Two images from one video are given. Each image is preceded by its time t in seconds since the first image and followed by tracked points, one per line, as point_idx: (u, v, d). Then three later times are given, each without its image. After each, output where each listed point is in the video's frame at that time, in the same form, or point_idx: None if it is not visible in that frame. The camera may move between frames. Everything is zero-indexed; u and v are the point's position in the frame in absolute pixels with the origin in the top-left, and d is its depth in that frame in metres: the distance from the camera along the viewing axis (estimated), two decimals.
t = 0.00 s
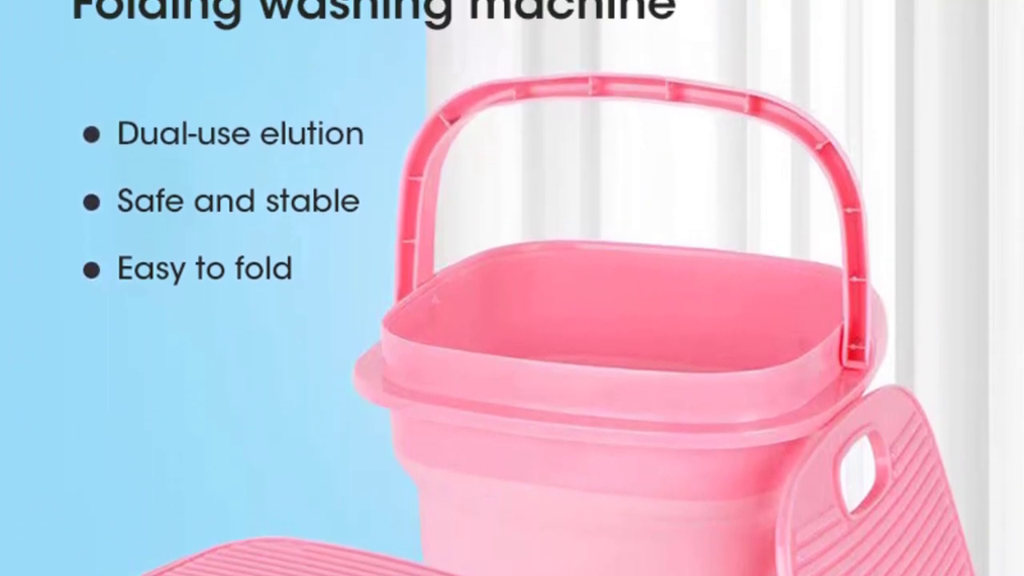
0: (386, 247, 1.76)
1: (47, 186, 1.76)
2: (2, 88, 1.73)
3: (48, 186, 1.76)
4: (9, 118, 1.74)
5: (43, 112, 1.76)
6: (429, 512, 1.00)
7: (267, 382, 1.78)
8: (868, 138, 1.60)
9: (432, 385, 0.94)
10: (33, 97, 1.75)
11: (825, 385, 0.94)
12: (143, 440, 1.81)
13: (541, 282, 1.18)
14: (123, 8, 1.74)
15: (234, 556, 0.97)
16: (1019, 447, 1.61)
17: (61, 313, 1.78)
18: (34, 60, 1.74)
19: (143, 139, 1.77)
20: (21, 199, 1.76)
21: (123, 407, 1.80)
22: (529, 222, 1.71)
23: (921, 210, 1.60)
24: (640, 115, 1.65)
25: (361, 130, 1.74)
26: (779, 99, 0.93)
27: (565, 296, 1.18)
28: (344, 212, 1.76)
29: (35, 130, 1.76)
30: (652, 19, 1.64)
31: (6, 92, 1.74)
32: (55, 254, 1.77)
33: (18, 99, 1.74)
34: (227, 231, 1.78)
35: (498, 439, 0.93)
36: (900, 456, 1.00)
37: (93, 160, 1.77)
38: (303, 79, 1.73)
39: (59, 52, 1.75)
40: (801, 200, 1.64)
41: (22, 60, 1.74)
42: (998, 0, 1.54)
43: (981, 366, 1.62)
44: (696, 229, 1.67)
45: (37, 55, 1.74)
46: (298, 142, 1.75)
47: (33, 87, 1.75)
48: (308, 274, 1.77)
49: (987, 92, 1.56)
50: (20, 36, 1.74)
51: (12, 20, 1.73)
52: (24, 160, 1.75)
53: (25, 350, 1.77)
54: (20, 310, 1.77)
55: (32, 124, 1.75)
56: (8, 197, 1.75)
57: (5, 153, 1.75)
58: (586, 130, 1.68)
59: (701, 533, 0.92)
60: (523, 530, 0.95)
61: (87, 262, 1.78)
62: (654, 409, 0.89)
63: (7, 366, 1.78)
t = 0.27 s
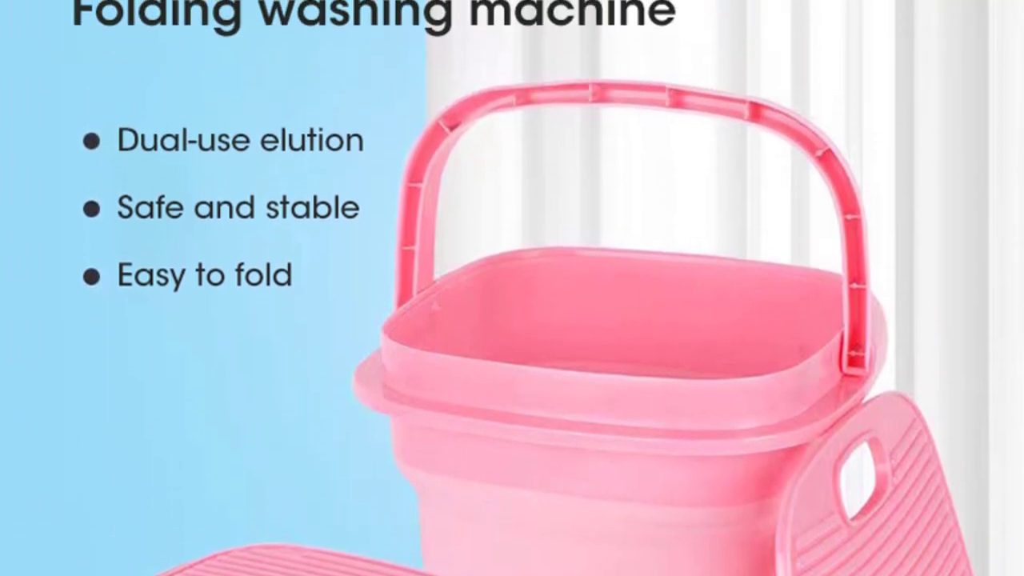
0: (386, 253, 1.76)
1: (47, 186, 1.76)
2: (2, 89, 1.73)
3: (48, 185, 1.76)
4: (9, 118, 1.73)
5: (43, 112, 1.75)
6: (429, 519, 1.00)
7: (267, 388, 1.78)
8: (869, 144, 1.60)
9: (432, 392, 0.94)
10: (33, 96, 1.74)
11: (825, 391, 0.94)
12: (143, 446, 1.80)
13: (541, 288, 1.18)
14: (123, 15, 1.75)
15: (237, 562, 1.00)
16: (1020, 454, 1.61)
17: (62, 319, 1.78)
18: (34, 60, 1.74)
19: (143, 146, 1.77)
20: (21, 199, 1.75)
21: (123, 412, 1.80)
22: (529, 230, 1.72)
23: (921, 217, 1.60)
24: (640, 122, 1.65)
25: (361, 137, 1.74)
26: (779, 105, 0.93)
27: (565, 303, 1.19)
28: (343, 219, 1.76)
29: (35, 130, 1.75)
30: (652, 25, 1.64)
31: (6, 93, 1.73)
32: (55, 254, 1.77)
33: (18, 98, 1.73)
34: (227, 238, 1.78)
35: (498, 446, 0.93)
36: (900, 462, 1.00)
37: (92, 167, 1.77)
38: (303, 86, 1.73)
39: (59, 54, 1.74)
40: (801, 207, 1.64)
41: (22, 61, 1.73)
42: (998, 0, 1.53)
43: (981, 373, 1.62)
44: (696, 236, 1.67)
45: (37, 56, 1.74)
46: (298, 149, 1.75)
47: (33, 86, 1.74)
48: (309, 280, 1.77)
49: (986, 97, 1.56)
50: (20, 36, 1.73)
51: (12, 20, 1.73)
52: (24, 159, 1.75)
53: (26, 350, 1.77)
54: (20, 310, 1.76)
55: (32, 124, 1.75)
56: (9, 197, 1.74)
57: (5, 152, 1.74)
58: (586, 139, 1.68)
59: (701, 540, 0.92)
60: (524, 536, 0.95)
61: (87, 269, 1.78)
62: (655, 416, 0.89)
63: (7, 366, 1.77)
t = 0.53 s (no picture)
0: (386, 258, 1.76)
1: (47, 186, 1.76)
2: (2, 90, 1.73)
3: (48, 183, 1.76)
4: (9, 115, 1.74)
5: (43, 112, 1.75)
6: (429, 524, 1.00)
7: (267, 393, 1.78)
8: (869, 148, 1.60)
9: (433, 397, 0.94)
10: (34, 96, 1.75)
11: (825, 396, 0.94)
12: (143, 449, 1.81)
13: (541, 293, 1.18)
14: (123, 19, 1.74)
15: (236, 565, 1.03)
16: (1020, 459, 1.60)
17: (61, 323, 1.78)
18: (34, 61, 1.74)
19: (143, 150, 1.77)
20: (21, 199, 1.76)
21: (123, 414, 1.80)
22: (529, 234, 1.72)
23: (921, 222, 1.60)
24: (640, 126, 1.65)
25: (361, 142, 1.74)
26: (779, 110, 0.93)
27: (565, 308, 1.19)
28: (344, 224, 1.76)
29: (35, 130, 1.75)
30: (652, 30, 1.64)
31: (6, 94, 1.74)
32: (55, 257, 1.78)
33: (18, 99, 1.74)
34: (227, 242, 1.77)
35: (499, 451, 0.93)
36: (900, 467, 1.01)
37: (92, 171, 1.77)
38: (303, 91, 1.73)
39: (59, 57, 1.75)
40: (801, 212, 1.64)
41: (22, 62, 1.74)
42: None
43: (982, 377, 1.62)
44: (696, 239, 1.67)
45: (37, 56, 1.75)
46: (298, 154, 1.75)
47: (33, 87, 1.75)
48: (308, 284, 1.78)
49: (986, 101, 1.56)
50: (20, 36, 1.74)
51: (12, 20, 1.73)
52: (23, 158, 1.75)
53: (25, 350, 1.78)
54: (20, 311, 1.77)
55: (32, 124, 1.75)
56: (9, 197, 1.75)
57: (5, 148, 1.74)
58: (586, 142, 1.68)
59: (701, 545, 0.92)
60: (524, 541, 0.95)
61: (87, 274, 1.78)
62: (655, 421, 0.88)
63: (7, 366, 1.78)
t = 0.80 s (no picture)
0: (386, 262, 1.76)
1: (47, 186, 1.77)
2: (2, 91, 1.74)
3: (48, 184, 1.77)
4: (9, 115, 1.74)
5: (43, 112, 1.76)
6: (428, 528, 1.00)
7: (267, 397, 1.78)
8: (869, 153, 1.60)
9: (432, 401, 0.94)
10: (34, 96, 1.75)
11: (825, 401, 0.94)
12: (142, 453, 1.81)
13: (541, 298, 1.18)
14: (123, 24, 1.74)
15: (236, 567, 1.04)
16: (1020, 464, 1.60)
17: (61, 327, 1.78)
18: (34, 61, 1.75)
19: (143, 155, 1.77)
20: (21, 199, 1.76)
21: (122, 418, 1.80)
22: (529, 240, 1.72)
23: (921, 227, 1.60)
24: (641, 131, 1.65)
25: (361, 146, 1.75)
26: (779, 115, 0.93)
27: (565, 313, 1.19)
28: (343, 228, 1.76)
29: (35, 130, 1.76)
30: (652, 35, 1.64)
31: (6, 95, 1.74)
32: (55, 259, 1.78)
33: (18, 100, 1.74)
34: (227, 247, 1.78)
35: (498, 455, 0.93)
36: (900, 471, 1.01)
37: (92, 174, 1.78)
38: (303, 95, 1.73)
39: (59, 60, 1.75)
40: (801, 216, 1.64)
41: (22, 63, 1.75)
42: (998, 1, 1.53)
43: (982, 382, 1.62)
44: (696, 245, 1.67)
45: (37, 57, 1.75)
46: (298, 158, 1.75)
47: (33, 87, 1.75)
48: (308, 289, 1.77)
49: (987, 106, 1.56)
50: (20, 36, 1.74)
51: (12, 20, 1.74)
52: (23, 158, 1.76)
53: (24, 351, 1.78)
54: (19, 312, 1.78)
55: (32, 125, 1.76)
56: (9, 197, 1.75)
57: (5, 148, 1.75)
58: (586, 147, 1.69)
59: (701, 549, 0.92)
60: (524, 546, 0.95)
61: (87, 278, 1.79)
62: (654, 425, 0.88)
63: (7, 366, 1.78)
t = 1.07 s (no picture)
0: (386, 265, 1.76)
1: (47, 186, 1.76)
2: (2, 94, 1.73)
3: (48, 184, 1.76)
4: (9, 115, 1.74)
5: (43, 112, 1.75)
6: (428, 531, 1.00)
7: (267, 401, 1.78)
8: (869, 156, 1.60)
9: (433, 405, 0.94)
10: (34, 96, 1.74)
11: (825, 404, 0.94)
12: (142, 456, 1.80)
13: (541, 301, 1.18)
14: (123, 28, 1.75)
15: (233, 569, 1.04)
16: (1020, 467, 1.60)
17: (61, 330, 1.78)
18: (34, 62, 1.74)
19: (143, 158, 1.77)
20: (21, 199, 1.75)
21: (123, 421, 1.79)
22: (529, 243, 1.72)
23: (921, 230, 1.60)
24: (641, 135, 1.65)
25: (361, 150, 1.75)
26: (779, 118, 0.93)
27: (565, 316, 1.19)
28: (343, 232, 1.76)
29: (35, 130, 1.75)
30: (652, 38, 1.64)
31: (6, 99, 1.73)
32: (56, 260, 1.77)
33: (18, 100, 1.74)
34: (227, 251, 1.78)
35: (499, 459, 0.93)
36: (900, 475, 1.01)
37: (93, 176, 1.77)
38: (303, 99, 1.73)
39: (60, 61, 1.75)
40: (801, 220, 1.64)
41: (22, 63, 1.74)
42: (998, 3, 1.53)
43: (982, 385, 1.62)
44: (696, 248, 1.67)
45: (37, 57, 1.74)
46: (298, 162, 1.75)
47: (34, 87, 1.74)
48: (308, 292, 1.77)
49: (987, 109, 1.56)
50: (20, 36, 1.73)
51: (12, 20, 1.73)
52: (23, 158, 1.75)
53: (25, 351, 1.77)
54: (20, 312, 1.77)
55: (32, 124, 1.75)
56: (9, 197, 1.75)
57: (5, 148, 1.74)
58: (586, 150, 1.69)
59: (701, 553, 0.92)
60: (524, 549, 0.95)
61: (87, 282, 1.79)
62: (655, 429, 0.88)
63: (7, 366, 1.78)
